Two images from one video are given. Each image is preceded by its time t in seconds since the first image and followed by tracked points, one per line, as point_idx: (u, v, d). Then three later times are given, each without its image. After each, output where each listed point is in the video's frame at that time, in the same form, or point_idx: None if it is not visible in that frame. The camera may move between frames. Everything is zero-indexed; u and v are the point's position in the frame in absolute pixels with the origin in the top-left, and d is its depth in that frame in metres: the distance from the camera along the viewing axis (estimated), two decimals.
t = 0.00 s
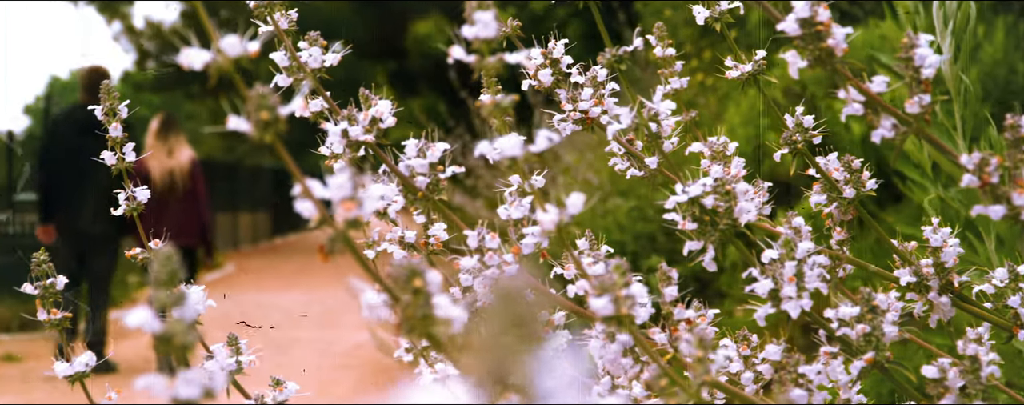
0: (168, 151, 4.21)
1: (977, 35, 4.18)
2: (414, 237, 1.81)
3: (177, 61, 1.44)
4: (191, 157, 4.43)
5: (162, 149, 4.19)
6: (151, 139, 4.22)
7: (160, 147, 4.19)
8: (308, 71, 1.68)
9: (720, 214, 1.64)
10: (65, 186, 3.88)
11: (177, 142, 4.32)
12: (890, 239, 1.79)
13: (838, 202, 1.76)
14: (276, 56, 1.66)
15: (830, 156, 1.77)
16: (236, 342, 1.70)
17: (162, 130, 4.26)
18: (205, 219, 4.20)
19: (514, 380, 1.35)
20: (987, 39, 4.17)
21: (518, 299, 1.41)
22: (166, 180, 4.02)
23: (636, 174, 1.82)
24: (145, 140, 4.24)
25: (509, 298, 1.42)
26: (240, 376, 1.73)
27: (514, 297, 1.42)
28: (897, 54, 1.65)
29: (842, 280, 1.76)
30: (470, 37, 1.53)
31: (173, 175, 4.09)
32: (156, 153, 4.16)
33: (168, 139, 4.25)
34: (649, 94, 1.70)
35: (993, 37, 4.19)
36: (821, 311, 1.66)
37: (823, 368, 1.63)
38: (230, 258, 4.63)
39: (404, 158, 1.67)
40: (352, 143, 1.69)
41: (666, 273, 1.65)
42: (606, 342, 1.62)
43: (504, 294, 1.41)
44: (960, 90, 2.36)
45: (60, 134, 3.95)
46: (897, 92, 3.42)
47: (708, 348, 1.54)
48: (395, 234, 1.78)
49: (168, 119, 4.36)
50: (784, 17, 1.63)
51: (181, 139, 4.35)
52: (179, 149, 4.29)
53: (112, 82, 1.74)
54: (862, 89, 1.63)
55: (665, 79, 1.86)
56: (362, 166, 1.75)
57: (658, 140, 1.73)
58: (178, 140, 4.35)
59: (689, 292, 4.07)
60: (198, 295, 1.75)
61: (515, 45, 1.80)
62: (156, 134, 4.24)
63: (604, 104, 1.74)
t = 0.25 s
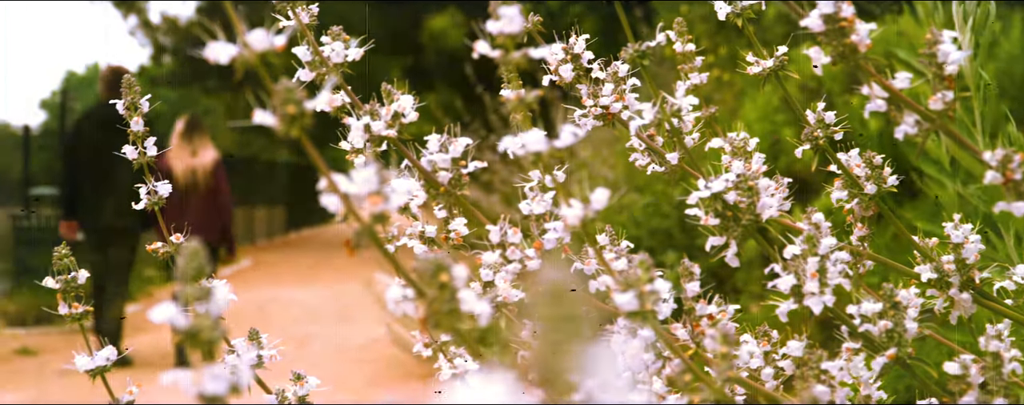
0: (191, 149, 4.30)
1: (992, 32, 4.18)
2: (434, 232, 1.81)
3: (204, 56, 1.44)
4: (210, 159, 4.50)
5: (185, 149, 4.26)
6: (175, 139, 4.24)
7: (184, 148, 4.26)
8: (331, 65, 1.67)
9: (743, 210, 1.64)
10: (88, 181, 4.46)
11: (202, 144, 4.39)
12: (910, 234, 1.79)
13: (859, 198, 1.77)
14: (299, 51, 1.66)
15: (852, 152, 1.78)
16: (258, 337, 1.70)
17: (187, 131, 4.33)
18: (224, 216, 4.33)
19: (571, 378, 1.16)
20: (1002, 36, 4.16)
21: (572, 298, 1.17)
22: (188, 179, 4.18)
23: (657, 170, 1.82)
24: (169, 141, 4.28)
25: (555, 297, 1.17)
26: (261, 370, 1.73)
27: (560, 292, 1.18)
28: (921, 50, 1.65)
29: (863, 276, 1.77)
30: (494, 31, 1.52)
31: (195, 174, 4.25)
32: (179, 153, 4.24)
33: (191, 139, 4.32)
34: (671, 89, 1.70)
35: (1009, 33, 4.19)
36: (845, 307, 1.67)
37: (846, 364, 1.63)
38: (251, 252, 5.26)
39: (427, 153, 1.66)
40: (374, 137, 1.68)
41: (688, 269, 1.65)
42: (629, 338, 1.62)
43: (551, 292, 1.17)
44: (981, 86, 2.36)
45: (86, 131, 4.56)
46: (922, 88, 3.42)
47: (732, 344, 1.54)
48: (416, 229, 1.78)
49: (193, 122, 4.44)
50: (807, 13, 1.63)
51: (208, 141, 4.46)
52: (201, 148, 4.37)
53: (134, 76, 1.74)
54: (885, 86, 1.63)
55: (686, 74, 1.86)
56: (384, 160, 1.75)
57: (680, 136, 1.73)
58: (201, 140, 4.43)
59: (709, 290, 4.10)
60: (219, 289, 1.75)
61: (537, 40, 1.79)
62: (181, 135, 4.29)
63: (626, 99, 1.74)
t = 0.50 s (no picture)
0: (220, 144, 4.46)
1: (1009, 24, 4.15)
2: (451, 228, 1.82)
3: (224, 51, 1.42)
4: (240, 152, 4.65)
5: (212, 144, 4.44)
6: (204, 135, 4.44)
7: (212, 143, 4.41)
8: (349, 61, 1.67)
9: (762, 205, 1.64)
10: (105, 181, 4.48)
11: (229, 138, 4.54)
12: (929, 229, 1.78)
13: (877, 193, 1.77)
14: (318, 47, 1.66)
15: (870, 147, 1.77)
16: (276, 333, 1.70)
17: (214, 126, 4.46)
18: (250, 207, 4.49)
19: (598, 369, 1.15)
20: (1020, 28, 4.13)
21: (602, 287, 1.10)
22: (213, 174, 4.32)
23: (675, 165, 1.81)
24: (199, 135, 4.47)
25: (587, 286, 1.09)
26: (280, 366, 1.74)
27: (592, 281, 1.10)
28: (940, 45, 1.64)
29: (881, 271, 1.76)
30: (514, 27, 1.51)
31: (220, 169, 4.40)
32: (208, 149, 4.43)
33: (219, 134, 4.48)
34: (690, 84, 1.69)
35: None
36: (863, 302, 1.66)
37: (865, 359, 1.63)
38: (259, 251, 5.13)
39: (446, 149, 1.67)
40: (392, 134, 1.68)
41: (707, 264, 1.65)
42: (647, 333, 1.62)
43: (582, 282, 1.09)
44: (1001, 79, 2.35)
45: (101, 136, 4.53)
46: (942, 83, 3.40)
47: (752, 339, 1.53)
48: (433, 225, 1.79)
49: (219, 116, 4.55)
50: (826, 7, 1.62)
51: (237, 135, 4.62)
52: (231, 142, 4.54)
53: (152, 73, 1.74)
54: (904, 81, 1.63)
55: (704, 70, 1.86)
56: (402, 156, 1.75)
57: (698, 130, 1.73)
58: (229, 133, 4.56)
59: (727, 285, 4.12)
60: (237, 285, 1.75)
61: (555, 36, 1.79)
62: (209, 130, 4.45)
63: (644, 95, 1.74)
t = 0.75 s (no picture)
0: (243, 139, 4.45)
1: None
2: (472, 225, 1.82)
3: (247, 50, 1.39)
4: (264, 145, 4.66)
5: (237, 139, 4.43)
6: (228, 129, 4.44)
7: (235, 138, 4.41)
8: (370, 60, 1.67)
9: (783, 203, 1.63)
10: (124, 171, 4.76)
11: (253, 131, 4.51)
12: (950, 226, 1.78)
13: (898, 191, 1.77)
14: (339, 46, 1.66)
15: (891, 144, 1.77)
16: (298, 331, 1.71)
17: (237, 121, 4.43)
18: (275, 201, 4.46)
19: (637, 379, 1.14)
20: None
21: (639, 291, 1.12)
22: (239, 170, 4.35)
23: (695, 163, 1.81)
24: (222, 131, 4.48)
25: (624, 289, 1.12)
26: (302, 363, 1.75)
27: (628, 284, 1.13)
28: (962, 43, 1.63)
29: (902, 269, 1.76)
30: (536, 25, 1.50)
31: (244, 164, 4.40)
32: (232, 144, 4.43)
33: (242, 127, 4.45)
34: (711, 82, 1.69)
35: None
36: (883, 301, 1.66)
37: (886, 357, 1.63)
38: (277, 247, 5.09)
39: (467, 147, 1.67)
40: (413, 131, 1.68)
41: (729, 262, 1.65)
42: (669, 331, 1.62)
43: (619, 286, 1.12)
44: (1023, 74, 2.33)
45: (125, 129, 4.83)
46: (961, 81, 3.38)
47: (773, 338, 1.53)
48: (454, 222, 1.79)
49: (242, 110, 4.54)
50: (849, 5, 1.60)
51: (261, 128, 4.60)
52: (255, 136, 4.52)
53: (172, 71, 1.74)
54: (926, 78, 1.62)
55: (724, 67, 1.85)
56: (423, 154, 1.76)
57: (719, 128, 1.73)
58: (252, 127, 4.48)
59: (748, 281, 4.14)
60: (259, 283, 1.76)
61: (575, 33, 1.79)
62: (233, 125, 4.44)
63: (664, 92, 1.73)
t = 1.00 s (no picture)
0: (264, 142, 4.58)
1: None
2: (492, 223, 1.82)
3: (271, 47, 1.37)
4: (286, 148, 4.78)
5: (258, 143, 4.57)
6: (250, 135, 4.60)
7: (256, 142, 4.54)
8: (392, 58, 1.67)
9: (805, 201, 1.63)
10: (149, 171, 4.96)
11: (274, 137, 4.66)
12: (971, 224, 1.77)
13: (919, 188, 1.76)
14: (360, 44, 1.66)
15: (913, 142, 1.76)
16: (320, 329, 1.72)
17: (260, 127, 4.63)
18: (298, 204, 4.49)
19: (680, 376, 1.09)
20: None
21: (681, 286, 0.99)
22: (262, 172, 4.43)
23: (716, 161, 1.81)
24: (245, 136, 4.61)
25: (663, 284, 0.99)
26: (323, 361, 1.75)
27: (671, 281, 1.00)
28: (985, 40, 1.62)
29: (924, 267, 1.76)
30: (560, 23, 1.50)
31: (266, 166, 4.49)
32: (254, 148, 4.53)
33: (264, 133, 4.59)
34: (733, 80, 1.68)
35: None
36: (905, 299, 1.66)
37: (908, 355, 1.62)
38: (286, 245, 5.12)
39: (489, 145, 1.67)
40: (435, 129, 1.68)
41: (750, 260, 1.65)
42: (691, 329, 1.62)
43: (656, 280, 0.99)
44: None
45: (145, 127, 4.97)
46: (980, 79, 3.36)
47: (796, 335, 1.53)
48: (475, 221, 1.79)
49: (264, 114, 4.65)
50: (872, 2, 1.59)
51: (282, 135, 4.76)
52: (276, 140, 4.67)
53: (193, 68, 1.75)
54: (948, 76, 1.61)
55: (745, 65, 1.85)
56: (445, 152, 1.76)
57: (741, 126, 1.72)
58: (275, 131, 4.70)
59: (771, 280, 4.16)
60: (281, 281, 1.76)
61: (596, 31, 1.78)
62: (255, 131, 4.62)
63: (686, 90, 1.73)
